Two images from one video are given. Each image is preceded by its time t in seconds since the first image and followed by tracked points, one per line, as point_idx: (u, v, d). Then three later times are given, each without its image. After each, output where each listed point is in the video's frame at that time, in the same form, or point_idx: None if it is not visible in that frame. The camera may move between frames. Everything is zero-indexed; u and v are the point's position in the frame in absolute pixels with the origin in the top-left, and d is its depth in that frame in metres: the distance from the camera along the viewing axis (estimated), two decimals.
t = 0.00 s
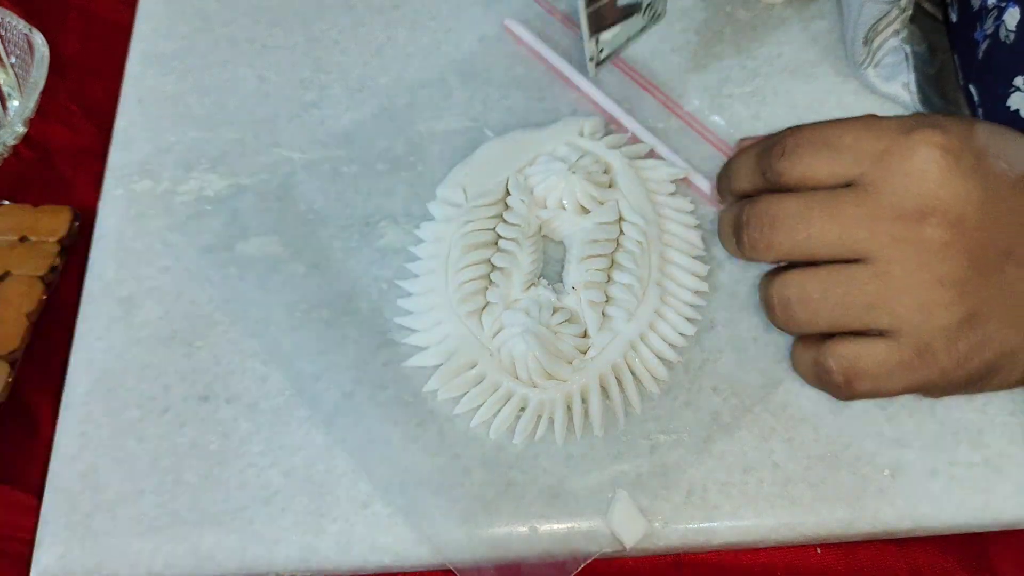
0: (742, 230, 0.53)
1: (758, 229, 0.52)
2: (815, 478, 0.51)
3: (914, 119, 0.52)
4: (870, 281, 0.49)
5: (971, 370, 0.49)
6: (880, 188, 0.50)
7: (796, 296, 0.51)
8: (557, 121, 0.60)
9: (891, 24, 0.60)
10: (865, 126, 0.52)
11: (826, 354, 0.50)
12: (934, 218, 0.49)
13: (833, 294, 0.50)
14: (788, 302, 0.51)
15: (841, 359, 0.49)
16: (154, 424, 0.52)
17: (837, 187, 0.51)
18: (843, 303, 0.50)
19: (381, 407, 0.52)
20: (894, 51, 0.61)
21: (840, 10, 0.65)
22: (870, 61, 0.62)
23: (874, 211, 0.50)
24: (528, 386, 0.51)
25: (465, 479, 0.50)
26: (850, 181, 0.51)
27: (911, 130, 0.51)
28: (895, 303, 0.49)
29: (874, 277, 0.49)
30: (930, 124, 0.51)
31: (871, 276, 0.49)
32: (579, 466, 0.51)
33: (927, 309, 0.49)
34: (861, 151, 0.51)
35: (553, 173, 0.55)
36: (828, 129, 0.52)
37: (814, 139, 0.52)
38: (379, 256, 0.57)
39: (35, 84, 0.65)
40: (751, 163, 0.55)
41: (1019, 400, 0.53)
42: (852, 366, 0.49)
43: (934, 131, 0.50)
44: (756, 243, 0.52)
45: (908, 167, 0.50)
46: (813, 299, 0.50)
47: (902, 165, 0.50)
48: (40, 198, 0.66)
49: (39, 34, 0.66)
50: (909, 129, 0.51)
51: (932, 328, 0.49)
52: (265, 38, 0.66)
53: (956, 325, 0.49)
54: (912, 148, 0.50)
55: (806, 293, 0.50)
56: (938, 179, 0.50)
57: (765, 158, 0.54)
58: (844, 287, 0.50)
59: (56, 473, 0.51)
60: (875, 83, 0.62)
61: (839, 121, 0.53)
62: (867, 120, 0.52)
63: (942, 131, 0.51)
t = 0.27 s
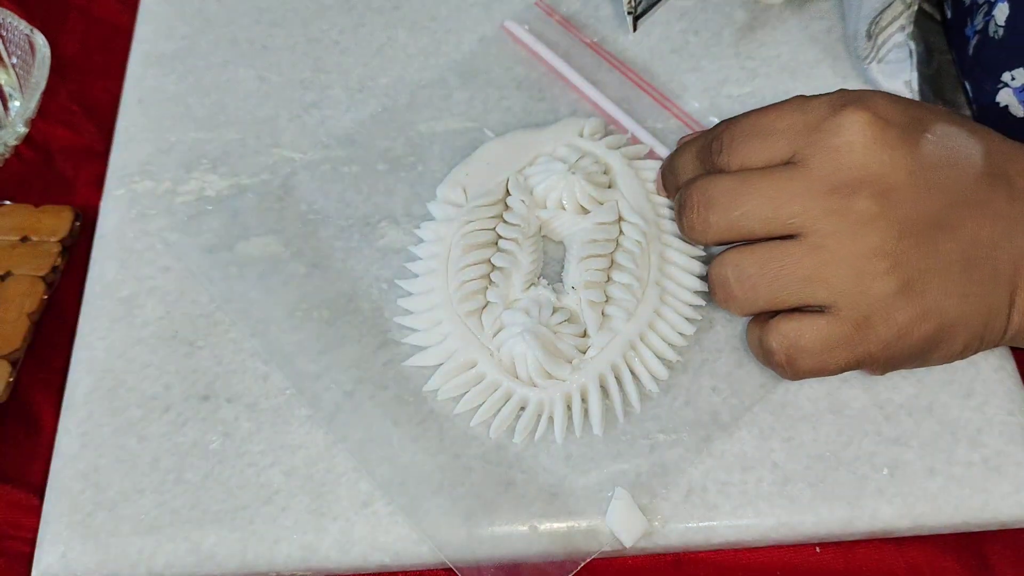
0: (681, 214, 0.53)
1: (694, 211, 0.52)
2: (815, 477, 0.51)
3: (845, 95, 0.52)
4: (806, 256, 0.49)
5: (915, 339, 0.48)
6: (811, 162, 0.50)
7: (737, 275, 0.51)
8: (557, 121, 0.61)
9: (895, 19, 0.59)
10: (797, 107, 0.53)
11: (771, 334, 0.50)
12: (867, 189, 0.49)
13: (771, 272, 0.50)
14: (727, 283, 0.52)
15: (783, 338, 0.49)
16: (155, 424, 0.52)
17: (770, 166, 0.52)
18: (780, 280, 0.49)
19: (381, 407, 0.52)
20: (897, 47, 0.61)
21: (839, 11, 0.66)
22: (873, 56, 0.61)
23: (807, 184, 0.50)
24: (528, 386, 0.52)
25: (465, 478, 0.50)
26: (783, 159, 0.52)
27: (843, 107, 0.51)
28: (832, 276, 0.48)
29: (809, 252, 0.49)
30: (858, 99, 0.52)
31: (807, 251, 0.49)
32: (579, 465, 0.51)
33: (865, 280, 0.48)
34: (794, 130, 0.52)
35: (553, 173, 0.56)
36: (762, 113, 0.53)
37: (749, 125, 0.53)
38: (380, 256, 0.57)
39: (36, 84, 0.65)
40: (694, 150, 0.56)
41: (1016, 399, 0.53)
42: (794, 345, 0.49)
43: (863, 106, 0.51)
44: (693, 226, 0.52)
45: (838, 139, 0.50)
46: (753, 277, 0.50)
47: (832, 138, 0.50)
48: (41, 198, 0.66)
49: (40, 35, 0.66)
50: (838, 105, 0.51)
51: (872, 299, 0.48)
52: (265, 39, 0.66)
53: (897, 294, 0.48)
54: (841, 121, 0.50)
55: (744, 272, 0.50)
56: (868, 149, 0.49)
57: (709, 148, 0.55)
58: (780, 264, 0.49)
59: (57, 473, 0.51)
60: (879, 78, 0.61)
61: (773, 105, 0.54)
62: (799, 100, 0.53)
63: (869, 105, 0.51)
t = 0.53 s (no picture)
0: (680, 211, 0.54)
1: (690, 208, 0.53)
2: (815, 477, 0.51)
3: (836, 88, 0.53)
4: (799, 248, 0.49)
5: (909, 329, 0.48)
6: (802, 154, 0.50)
7: (732, 268, 0.51)
8: (557, 121, 0.61)
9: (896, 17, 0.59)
10: (787, 102, 0.53)
11: (767, 329, 0.50)
12: (860, 178, 0.49)
13: (765, 265, 0.50)
14: (721, 278, 0.52)
15: (780, 332, 0.49)
16: (155, 424, 0.52)
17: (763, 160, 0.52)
18: (775, 273, 0.49)
19: (381, 407, 0.52)
20: (899, 45, 0.61)
21: (838, 10, 0.66)
22: (873, 54, 0.61)
23: (799, 176, 0.50)
24: (528, 386, 0.52)
25: (465, 478, 0.50)
26: (777, 152, 0.52)
27: (833, 98, 0.51)
28: (826, 268, 0.48)
29: (803, 244, 0.49)
30: (848, 91, 0.52)
31: (801, 243, 0.49)
32: (578, 465, 0.51)
33: (859, 271, 0.48)
34: (786, 123, 0.52)
35: (553, 173, 0.56)
36: (754, 111, 0.54)
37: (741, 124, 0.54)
38: (380, 256, 0.57)
39: (36, 84, 0.65)
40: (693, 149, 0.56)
41: (1016, 399, 0.53)
42: (791, 339, 0.49)
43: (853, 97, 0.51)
44: (691, 222, 0.53)
45: (828, 130, 0.50)
46: (747, 270, 0.50)
47: (822, 129, 0.50)
48: (41, 197, 0.66)
49: (40, 35, 0.67)
50: (828, 97, 0.52)
51: (866, 290, 0.48)
52: (265, 39, 0.66)
53: (891, 283, 0.48)
54: (832, 111, 0.50)
55: (739, 266, 0.50)
56: (860, 139, 0.49)
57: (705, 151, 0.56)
58: (775, 256, 0.49)
59: (57, 473, 0.51)
60: (878, 76, 0.62)
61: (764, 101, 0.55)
62: (789, 95, 0.53)
63: (859, 95, 0.51)
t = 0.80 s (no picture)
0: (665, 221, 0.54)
1: (675, 218, 0.53)
2: (815, 477, 0.51)
3: (817, 93, 0.52)
4: (781, 255, 0.49)
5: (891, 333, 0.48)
6: (784, 161, 0.50)
7: (714, 276, 0.51)
8: (558, 122, 0.61)
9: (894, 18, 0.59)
10: (768, 108, 0.53)
11: (750, 335, 0.50)
12: (841, 184, 0.49)
13: (748, 272, 0.49)
14: (703, 285, 0.51)
15: (763, 338, 0.49)
16: (155, 424, 0.52)
17: (745, 167, 0.52)
18: (757, 280, 0.49)
19: (381, 407, 0.52)
20: (897, 46, 0.61)
21: (838, 11, 0.66)
22: (872, 55, 0.61)
23: (780, 183, 0.49)
24: (528, 386, 0.52)
25: (465, 478, 0.50)
26: (759, 159, 0.52)
27: (813, 105, 0.51)
28: (807, 276, 0.48)
29: (785, 251, 0.49)
30: (829, 95, 0.52)
31: (783, 250, 0.49)
32: (578, 466, 0.51)
33: (842, 277, 0.48)
34: (767, 131, 0.52)
35: (554, 173, 0.56)
36: (736, 117, 0.54)
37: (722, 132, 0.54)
38: (380, 255, 0.57)
39: (36, 84, 0.65)
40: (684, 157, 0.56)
41: (1016, 399, 0.53)
42: (774, 345, 0.49)
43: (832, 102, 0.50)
44: (675, 229, 0.53)
45: (810, 137, 0.50)
46: (728, 277, 0.50)
47: (804, 135, 0.50)
48: (41, 197, 0.66)
49: (40, 35, 0.67)
50: (809, 103, 0.51)
51: (849, 297, 0.48)
52: (265, 38, 0.66)
53: (874, 289, 0.48)
54: (813, 118, 0.50)
55: (722, 273, 0.50)
56: (841, 145, 0.49)
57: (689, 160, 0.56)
58: (757, 264, 0.49)
59: (57, 473, 0.51)
60: (878, 77, 0.62)
61: (745, 107, 0.54)
62: (770, 101, 0.53)
63: (840, 101, 0.51)
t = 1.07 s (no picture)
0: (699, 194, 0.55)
1: (710, 188, 0.54)
2: (815, 477, 0.51)
3: (869, 84, 0.53)
4: (814, 238, 0.49)
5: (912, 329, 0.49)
6: (827, 148, 0.51)
7: (742, 253, 0.51)
8: (557, 122, 0.61)
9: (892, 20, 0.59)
10: (817, 94, 0.53)
11: (773, 314, 0.50)
12: (881, 176, 0.49)
13: (777, 252, 0.50)
14: (733, 261, 0.52)
15: (785, 317, 0.50)
16: (155, 424, 0.52)
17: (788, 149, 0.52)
18: (786, 261, 0.50)
19: (381, 407, 0.52)
20: (896, 47, 0.61)
21: (838, 11, 0.66)
22: (871, 57, 0.61)
23: (821, 169, 0.50)
24: (528, 385, 0.52)
25: (465, 478, 0.50)
26: (803, 144, 0.52)
27: (864, 95, 0.51)
28: (837, 262, 0.49)
29: (818, 236, 0.49)
30: (881, 87, 0.52)
31: (817, 234, 0.50)
32: (578, 465, 0.51)
33: (869, 268, 0.49)
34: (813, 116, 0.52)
35: (554, 173, 0.56)
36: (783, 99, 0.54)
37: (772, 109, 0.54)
38: (380, 255, 0.57)
39: (36, 84, 0.65)
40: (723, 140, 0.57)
41: (1016, 399, 0.53)
42: (795, 326, 0.49)
43: (884, 94, 0.51)
44: (710, 206, 0.54)
45: (856, 127, 0.50)
46: (759, 254, 0.51)
47: (851, 124, 0.50)
48: (41, 197, 0.66)
49: (40, 35, 0.67)
50: (861, 93, 0.52)
51: (874, 288, 0.48)
52: (265, 39, 0.66)
53: (899, 284, 0.48)
54: (863, 107, 0.50)
55: (753, 250, 0.51)
56: (887, 137, 0.50)
57: (730, 139, 0.56)
58: (788, 245, 0.50)
59: (57, 473, 0.51)
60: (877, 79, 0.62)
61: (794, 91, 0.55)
62: (821, 88, 0.54)
63: (892, 95, 0.51)
